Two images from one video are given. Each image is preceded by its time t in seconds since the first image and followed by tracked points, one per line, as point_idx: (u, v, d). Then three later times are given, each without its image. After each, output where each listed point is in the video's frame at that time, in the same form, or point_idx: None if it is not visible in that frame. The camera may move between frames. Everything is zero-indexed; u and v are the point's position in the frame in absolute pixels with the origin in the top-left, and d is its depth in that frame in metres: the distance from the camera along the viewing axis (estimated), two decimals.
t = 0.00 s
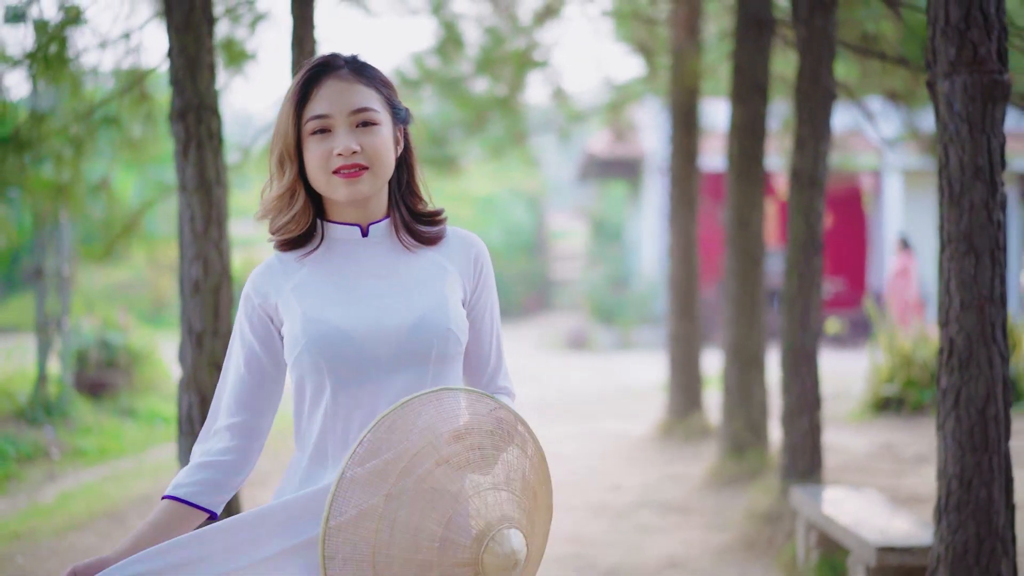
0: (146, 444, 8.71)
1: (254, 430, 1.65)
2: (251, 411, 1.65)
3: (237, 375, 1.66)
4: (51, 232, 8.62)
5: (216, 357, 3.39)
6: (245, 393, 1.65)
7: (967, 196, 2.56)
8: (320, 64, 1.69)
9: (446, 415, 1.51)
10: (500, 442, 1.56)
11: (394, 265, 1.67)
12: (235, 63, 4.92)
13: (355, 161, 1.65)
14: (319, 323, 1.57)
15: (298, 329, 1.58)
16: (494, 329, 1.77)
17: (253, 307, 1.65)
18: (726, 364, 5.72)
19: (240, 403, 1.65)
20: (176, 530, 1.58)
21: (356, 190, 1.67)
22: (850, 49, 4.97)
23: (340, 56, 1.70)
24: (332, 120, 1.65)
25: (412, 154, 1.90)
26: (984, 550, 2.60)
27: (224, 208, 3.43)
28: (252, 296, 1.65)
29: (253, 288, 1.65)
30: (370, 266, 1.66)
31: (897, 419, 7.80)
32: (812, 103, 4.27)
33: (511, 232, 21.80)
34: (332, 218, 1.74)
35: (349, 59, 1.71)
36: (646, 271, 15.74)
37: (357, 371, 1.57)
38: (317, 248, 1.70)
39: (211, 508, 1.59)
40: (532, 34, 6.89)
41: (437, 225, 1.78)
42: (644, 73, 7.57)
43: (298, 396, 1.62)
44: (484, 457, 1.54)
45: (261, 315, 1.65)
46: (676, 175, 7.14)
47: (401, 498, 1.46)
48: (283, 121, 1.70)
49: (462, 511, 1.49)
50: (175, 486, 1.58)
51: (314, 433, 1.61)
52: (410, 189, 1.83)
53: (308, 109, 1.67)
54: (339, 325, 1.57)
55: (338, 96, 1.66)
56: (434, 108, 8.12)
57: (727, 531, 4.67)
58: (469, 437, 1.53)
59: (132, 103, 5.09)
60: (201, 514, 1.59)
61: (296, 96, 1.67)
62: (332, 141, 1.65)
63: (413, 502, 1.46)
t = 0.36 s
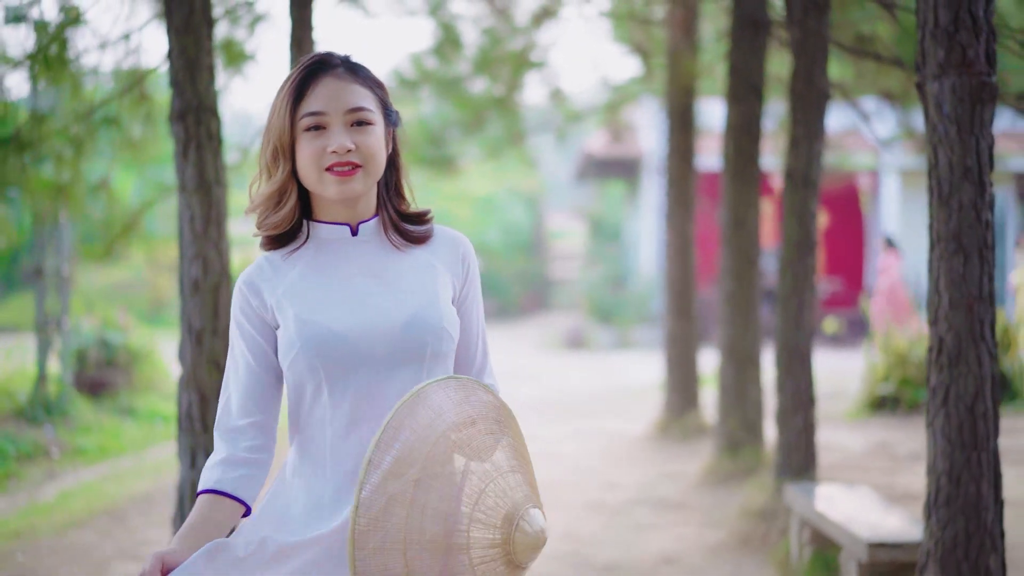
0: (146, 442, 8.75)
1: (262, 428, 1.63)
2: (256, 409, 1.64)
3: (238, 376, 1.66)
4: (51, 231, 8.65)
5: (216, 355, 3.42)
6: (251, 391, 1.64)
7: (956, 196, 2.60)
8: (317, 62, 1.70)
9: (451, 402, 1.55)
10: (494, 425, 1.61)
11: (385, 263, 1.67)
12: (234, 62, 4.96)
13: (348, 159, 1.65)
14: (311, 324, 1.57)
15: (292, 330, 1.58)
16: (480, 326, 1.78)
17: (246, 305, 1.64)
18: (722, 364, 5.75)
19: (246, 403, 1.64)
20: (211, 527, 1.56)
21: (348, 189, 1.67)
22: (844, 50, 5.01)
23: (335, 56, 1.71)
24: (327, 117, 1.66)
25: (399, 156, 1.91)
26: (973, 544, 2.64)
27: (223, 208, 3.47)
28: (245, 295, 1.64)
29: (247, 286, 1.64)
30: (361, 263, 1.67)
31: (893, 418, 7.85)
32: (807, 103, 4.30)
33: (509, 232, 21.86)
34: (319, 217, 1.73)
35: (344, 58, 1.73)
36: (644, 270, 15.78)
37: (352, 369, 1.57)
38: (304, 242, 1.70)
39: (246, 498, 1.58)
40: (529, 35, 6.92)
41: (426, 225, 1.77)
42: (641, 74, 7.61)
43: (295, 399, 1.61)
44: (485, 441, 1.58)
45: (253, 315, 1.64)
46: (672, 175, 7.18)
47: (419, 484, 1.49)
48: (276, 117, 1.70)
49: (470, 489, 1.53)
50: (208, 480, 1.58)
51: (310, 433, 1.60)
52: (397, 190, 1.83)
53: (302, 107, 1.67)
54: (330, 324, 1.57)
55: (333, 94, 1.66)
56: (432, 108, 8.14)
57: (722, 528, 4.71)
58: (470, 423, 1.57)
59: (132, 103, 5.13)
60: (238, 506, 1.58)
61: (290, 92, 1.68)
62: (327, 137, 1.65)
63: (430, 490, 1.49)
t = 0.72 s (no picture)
0: (146, 441, 8.79)
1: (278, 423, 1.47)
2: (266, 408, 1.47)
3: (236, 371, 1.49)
4: (51, 231, 8.69)
5: (217, 353, 3.46)
6: (265, 385, 1.47)
7: (948, 196, 2.63)
8: (316, 56, 1.59)
9: (462, 409, 1.51)
10: (501, 420, 1.58)
11: (378, 256, 1.56)
12: (234, 63, 5.00)
13: (347, 154, 1.54)
14: (311, 321, 1.46)
15: (289, 327, 1.46)
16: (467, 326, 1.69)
17: (245, 292, 1.49)
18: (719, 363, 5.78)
19: (254, 397, 1.46)
20: (271, 519, 1.41)
21: (344, 184, 1.56)
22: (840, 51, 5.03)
23: (335, 51, 1.60)
24: (327, 112, 1.55)
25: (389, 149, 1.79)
26: (964, 540, 2.67)
27: (223, 208, 3.50)
28: (241, 284, 1.49)
29: (243, 274, 1.49)
30: (357, 255, 1.55)
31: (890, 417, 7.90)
32: (801, 104, 4.35)
33: (508, 231, 21.92)
34: (312, 211, 1.59)
35: (344, 55, 1.63)
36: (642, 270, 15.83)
37: (351, 369, 1.47)
38: (294, 236, 1.56)
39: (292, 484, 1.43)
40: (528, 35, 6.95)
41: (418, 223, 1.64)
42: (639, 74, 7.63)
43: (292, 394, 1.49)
44: (499, 440, 1.56)
45: (243, 308, 1.49)
46: (670, 176, 7.22)
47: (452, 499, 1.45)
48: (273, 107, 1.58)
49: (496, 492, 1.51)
50: (265, 469, 1.42)
51: (310, 433, 1.50)
52: (390, 186, 1.70)
53: (301, 99, 1.55)
54: (328, 321, 1.46)
55: (333, 89, 1.55)
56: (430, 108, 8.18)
57: (719, 526, 4.74)
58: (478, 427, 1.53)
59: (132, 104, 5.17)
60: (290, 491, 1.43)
61: (288, 85, 1.56)
62: (325, 133, 1.54)
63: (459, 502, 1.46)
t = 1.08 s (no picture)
0: (146, 440, 8.83)
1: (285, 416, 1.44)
2: (268, 401, 1.44)
3: (238, 365, 1.47)
4: (52, 231, 8.73)
5: (218, 351, 3.49)
6: (274, 377, 1.45)
7: (941, 195, 2.66)
8: (322, 50, 1.56)
9: (493, 422, 1.49)
10: (515, 421, 1.58)
11: (374, 255, 1.53)
12: (235, 64, 5.03)
13: (350, 147, 1.51)
14: (310, 317, 1.43)
15: (288, 322, 1.43)
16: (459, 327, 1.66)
17: (245, 284, 1.46)
18: (717, 361, 5.81)
19: (261, 389, 1.44)
20: (306, 513, 1.37)
21: (346, 177, 1.52)
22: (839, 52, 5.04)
23: (342, 47, 1.57)
24: (333, 103, 1.51)
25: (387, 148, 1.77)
26: (958, 536, 2.70)
27: (225, 208, 3.53)
28: (241, 276, 1.46)
29: (243, 265, 1.46)
30: (355, 252, 1.52)
31: (887, 415, 7.94)
32: (798, 104, 4.38)
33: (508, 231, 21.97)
34: (309, 204, 1.56)
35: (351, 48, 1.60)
36: (641, 270, 15.88)
37: (351, 368, 1.45)
38: (291, 227, 1.54)
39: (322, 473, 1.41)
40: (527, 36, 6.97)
41: (412, 220, 1.63)
42: (637, 74, 7.66)
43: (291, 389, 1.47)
44: (519, 449, 1.55)
45: (238, 301, 1.45)
46: (668, 176, 7.25)
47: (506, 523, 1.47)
48: (277, 100, 1.54)
49: (535, 500, 1.55)
50: (301, 465, 1.39)
51: (310, 430, 1.48)
52: (387, 183, 1.68)
53: (306, 92, 1.52)
54: (329, 319, 1.43)
55: (339, 81, 1.52)
56: (429, 108, 8.21)
57: (716, 523, 4.77)
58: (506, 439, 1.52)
59: (133, 104, 5.22)
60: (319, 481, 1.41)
61: (294, 75, 1.52)
62: (329, 125, 1.51)
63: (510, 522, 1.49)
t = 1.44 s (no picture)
0: (148, 438, 8.86)
1: (287, 418, 1.46)
2: (268, 402, 1.45)
3: (242, 363, 1.48)
4: (54, 230, 8.75)
5: (222, 350, 3.52)
6: (278, 377, 1.46)
7: (938, 195, 2.69)
8: (336, 51, 1.58)
9: (517, 443, 1.50)
10: (531, 435, 1.59)
11: (379, 257, 1.55)
12: (237, 63, 5.06)
13: (360, 148, 1.53)
14: (315, 318, 1.44)
15: (292, 323, 1.44)
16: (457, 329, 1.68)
17: (249, 283, 1.47)
18: (716, 360, 5.84)
19: (262, 390, 1.46)
20: (310, 521, 1.40)
21: (355, 178, 1.54)
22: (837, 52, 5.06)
23: (355, 48, 1.60)
24: (344, 104, 1.53)
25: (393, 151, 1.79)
26: (955, 532, 2.73)
27: (228, 207, 3.56)
28: (245, 274, 1.47)
29: (247, 264, 1.47)
30: (358, 253, 1.53)
31: (886, 414, 7.97)
32: (797, 104, 4.42)
33: (507, 231, 22.00)
34: (315, 203, 1.58)
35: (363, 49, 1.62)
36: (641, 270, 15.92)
37: (356, 369, 1.46)
38: (296, 226, 1.55)
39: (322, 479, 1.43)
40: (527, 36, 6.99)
41: (418, 222, 1.65)
42: (637, 74, 7.69)
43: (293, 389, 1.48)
44: (541, 466, 1.57)
45: (242, 301, 1.46)
46: (668, 176, 7.28)
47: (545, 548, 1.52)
48: (288, 99, 1.56)
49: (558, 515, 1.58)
50: (306, 473, 1.42)
51: (312, 430, 1.48)
52: (392, 185, 1.70)
53: (318, 92, 1.54)
54: (333, 319, 1.45)
55: (351, 82, 1.54)
56: (430, 107, 8.24)
57: (715, 520, 4.80)
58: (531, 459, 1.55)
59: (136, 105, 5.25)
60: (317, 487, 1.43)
61: (306, 75, 1.55)
62: (340, 125, 1.53)
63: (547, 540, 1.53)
